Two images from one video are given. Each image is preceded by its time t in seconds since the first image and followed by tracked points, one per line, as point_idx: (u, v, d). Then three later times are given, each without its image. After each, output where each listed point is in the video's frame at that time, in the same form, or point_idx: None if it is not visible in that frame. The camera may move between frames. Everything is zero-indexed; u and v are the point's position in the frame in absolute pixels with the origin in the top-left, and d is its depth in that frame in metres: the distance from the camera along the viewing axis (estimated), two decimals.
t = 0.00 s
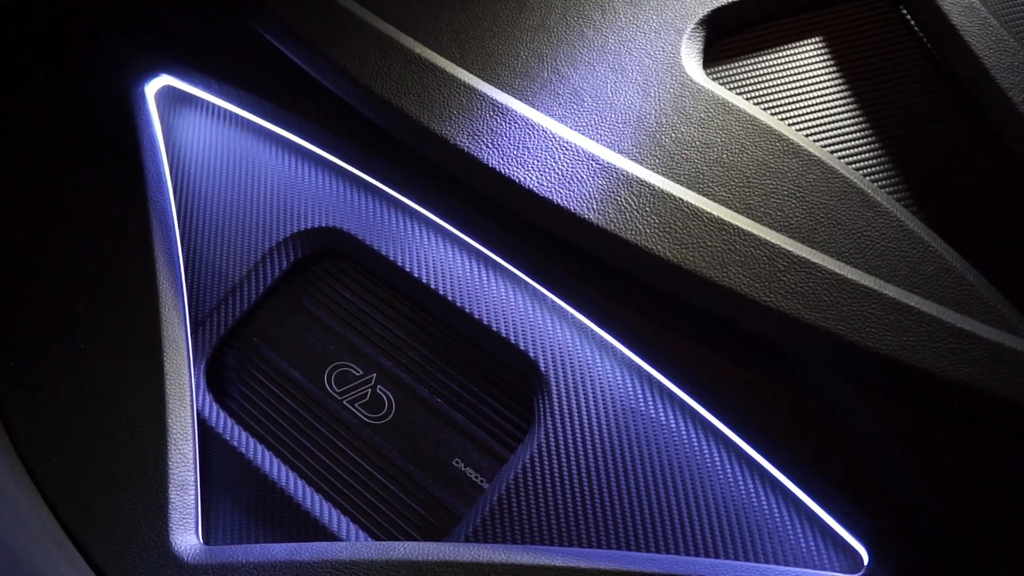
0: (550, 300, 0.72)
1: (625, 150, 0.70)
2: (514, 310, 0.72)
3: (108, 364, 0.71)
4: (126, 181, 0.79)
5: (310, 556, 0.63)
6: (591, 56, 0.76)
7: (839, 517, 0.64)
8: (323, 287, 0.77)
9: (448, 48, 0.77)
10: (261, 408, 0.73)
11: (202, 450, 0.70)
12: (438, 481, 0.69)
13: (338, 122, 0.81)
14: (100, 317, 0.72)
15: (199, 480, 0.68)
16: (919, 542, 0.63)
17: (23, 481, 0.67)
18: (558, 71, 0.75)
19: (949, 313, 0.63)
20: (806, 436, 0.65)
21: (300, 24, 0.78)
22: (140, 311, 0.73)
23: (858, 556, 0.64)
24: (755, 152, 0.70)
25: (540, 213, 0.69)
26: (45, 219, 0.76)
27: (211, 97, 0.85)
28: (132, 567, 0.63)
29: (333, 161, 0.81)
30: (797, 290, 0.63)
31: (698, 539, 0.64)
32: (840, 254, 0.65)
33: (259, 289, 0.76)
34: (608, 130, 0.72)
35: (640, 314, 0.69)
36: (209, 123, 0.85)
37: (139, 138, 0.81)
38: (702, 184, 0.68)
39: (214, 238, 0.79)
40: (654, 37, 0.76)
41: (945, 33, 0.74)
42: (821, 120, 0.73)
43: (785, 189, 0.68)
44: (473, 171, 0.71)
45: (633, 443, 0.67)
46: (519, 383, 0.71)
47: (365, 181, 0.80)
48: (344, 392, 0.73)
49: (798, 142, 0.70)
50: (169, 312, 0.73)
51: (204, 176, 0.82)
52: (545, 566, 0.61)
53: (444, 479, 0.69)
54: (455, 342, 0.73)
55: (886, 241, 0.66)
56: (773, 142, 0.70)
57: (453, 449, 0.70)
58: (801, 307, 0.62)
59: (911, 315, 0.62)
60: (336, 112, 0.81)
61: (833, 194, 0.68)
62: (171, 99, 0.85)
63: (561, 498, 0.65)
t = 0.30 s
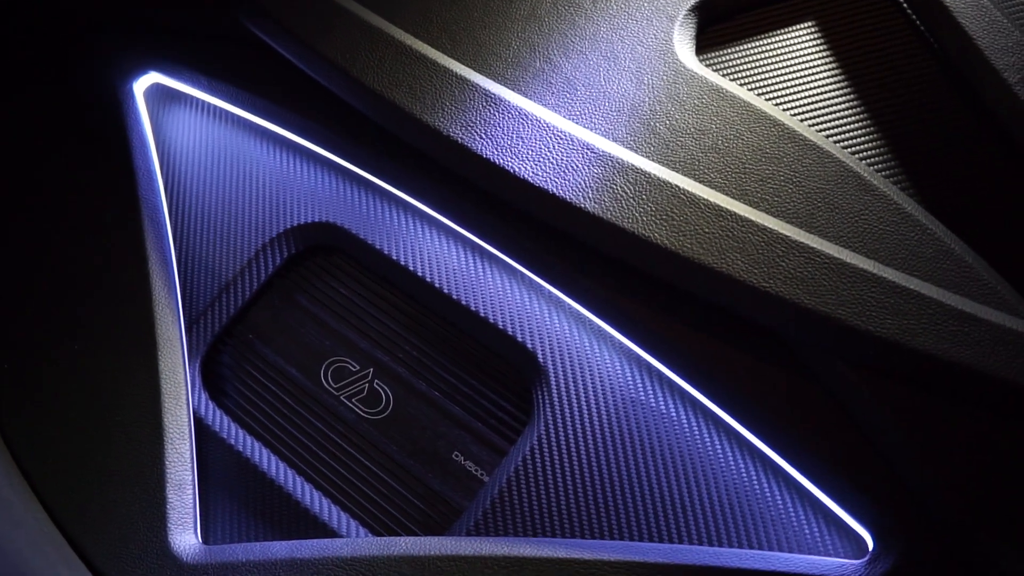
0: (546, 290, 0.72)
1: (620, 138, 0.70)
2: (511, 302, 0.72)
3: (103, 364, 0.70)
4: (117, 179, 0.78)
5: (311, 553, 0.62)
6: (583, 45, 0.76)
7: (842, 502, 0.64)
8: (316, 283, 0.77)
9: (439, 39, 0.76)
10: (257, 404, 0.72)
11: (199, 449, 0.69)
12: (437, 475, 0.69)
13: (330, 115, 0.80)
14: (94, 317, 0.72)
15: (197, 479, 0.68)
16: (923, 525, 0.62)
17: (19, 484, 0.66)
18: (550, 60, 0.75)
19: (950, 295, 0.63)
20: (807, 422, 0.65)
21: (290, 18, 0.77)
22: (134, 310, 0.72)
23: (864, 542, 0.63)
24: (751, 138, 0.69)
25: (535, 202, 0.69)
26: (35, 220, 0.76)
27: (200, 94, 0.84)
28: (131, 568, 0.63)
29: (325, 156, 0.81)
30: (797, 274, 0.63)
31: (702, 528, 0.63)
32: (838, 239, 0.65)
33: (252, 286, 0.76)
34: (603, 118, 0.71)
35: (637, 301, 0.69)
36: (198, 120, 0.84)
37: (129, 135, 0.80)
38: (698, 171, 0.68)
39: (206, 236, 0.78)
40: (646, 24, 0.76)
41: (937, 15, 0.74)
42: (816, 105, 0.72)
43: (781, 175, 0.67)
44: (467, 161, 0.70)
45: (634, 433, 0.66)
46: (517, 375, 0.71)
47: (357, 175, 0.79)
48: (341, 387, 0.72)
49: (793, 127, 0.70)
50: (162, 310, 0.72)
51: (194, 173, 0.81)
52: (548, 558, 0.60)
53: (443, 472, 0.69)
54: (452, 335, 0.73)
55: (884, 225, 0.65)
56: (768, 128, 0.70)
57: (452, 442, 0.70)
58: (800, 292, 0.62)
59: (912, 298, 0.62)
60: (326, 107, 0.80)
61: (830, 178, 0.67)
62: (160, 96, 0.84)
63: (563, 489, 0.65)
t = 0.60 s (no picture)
0: (545, 282, 0.71)
1: (617, 126, 0.69)
2: (509, 295, 0.71)
3: (98, 366, 0.69)
4: (109, 178, 0.77)
5: (313, 550, 0.62)
6: (577, 33, 0.75)
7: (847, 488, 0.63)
8: (312, 278, 0.76)
9: (431, 30, 0.76)
10: (255, 402, 0.71)
11: (197, 449, 0.68)
12: (439, 469, 0.68)
13: (325, 110, 0.78)
14: (87, 318, 0.71)
15: (195, 479, 0.67)
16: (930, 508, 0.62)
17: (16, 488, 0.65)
18: (544, 49, 0.74)
19: (951, 276, 0.62)
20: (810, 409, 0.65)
21: (279, 10, 0.76)
22: (127, 310, 0.71)
23: (870, 528, 0.62)
24: (749, 123, 0.69)
25: (533, 194, 0.69)
26: (26, 223, 0.75)
27: (192, 90, 0.83)
28: (131, 571, 0.62)
29: (319, 150, 0.80)
30: (799, 259, 0.62)
31: (708, 517, 0.63)
32: (838, 223, 0.64)
33: (247, 283, 0.75)
34: (599, 107, 0.71)
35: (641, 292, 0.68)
36: (190, 117, 0.83)
37: (119, 133, 0.79)
38: (696, 158, 0.67)
39: (199, 233, 0.77)
40: (640, 10, 0.75)
41: None
42: (814, 90, 0.72)
43: (780, 160, 0.67)
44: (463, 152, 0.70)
45: (637, 422, 0.66)
46: (518, 368, 0.70)
47: (352, 169, 0.79)
48: (340, 383, 0.72)
49: (791, 112, 0.69)
50: (156, 309, 0.71)
51: (187, 171, 0.80)
52: (552, 551, 0.60)
53: (445, 467, 0.68)
54: (451, 329, 0.72)
55: (885, 209, 0.65)
56: (766, 113, 0.69)
57: (453, 436, 0.69)
58: (802, 277, 0.62)
59: (914, 280, 0.61)
60: (316, 102, 0.78)
61: (829, 162, 0.67)
62: (151, 94, 0.83)
63: (566, 481, 0.64)
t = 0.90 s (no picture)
0: (545, 272, 0.71)
1: (615, 113, 0.70)
2: (512, 287, 0.70)
3: (95, 366, 0.68)
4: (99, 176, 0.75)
5: (318, 548, 0.61)
6: (572, 19, 0.76)
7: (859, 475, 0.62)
8: (308, 274, 0.74)
9: (424, 18, 0.77)
10: (254, 401, 0.70)
11: (196, 449, 0.67)
12: (443, 464, 0.67)
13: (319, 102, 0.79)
14: (83, 318, 0.70)
15: (196, 479, 0.65)
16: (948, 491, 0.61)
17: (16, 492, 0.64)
18: (539, 36, 0.75)
19: (953, 257, 0.64)
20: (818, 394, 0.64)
21: (275, 8, 0.79)
22: (124, 309, 0.70)
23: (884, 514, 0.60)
24: (748, 108, 0.70)
25: (530, 182, 0.71)
26: (18, 224, 0.74)
27: (182, 87, 0.81)
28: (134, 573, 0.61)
29: (315, 146, 0.79)
30: (799, 244, 0.65)
31: (724, 507, 0.61)
32: (840, 206, 0.66)
33: (243, 280, 0.73)
34: (597, 94, 0.72)
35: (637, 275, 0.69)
36: (180, 114, 0.81)
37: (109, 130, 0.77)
38: (695, 144, 0.69)
39: (194, 231, 0.75)
40: None
41: None
42: (811, 72, 0.71)
43: (779, 143, 0.68)
44: (458, 143, 0.73)
45: (645, 411, 0.65)
46: (520, 361, 0.69)
47: (349, 164, 0.77)
48: (339, 379, 0.70)
49: (790, 96, 0.70)
50: (152, 307, 0.70)
51: (178, 168, 0.78)
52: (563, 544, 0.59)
53: (448, 461, 0.67)
54: (452, 322, 0.71)
55: (887, 190, 0.66)
56: (764, 97, 0.70)
57: (456, 431, 0.68)
58: (803, 259, 0.64)
59: (911, 263, 0.63)
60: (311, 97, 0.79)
61: (828, 145, 0.68)
62: (139, 90, 0.81)
63: (574, 473, 0.63)
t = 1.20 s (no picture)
0: (546, 263, 0.71)
1: (614, 101, 0.72)
2: (517, 281, 0.70)
3: (95, 364, 0.68)
4: (92, 174, 0.74)
5: (324, 547, 0.60)
6: (568, 11, 0.78)
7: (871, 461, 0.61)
8: (308, 271, 0.73)
9: (421, 11, 0.79)
10: (253, 399, 0.68)
11: (198, 449, 0.65)
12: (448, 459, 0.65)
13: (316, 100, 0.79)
14: (80, 317, 0.69)
15: (198, 479, 0.64)
16: (962, 477, 0.60)
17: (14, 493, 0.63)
18: (535, 27, 0.77)
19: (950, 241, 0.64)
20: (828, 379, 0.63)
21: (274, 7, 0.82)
22: (121, 307, 0.69)
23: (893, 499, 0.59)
24: (748, 97, 0.71)
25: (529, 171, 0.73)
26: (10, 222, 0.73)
27: (176, 85, 0.80)
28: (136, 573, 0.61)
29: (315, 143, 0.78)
30: (802, 230, 0.66)
31: (738, 497, 0.60)
32: (842, 192, 0.67)
33: (242, 278, 0.72)
34: (595, 83, 0.73)
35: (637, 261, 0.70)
36: (173, 112, 0.79)
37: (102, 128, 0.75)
38: (694, 132, 0.70)
39: (192, 230, 0.73)
40: None
41: None
42: (814, 59, 0.72)
43: (778, 129, 0.69)
44: (455, 134, 0.75)
45: (652, 403, 0.64)
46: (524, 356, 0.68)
47: (350, 161, 0.77)
48: (341, 375, 0.69)
49: (789, 83, 0.71)
50: (149, 307, 0.69)
51: (173, 165, 0.76)
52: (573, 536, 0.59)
53: (453, 456, 0.65)
54: (453, 316, 0.71)
55: (889, 174, 0.67)
56: (764, 85, 0.71)
57: (459, 426, 0.66)
58: (803, 245, 0.65)
59: (910, 250, 0.64)
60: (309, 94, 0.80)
61: (828, 132, 0.69)
62: (131, 88, 0.79)
63: (584, 467, 0.63)
